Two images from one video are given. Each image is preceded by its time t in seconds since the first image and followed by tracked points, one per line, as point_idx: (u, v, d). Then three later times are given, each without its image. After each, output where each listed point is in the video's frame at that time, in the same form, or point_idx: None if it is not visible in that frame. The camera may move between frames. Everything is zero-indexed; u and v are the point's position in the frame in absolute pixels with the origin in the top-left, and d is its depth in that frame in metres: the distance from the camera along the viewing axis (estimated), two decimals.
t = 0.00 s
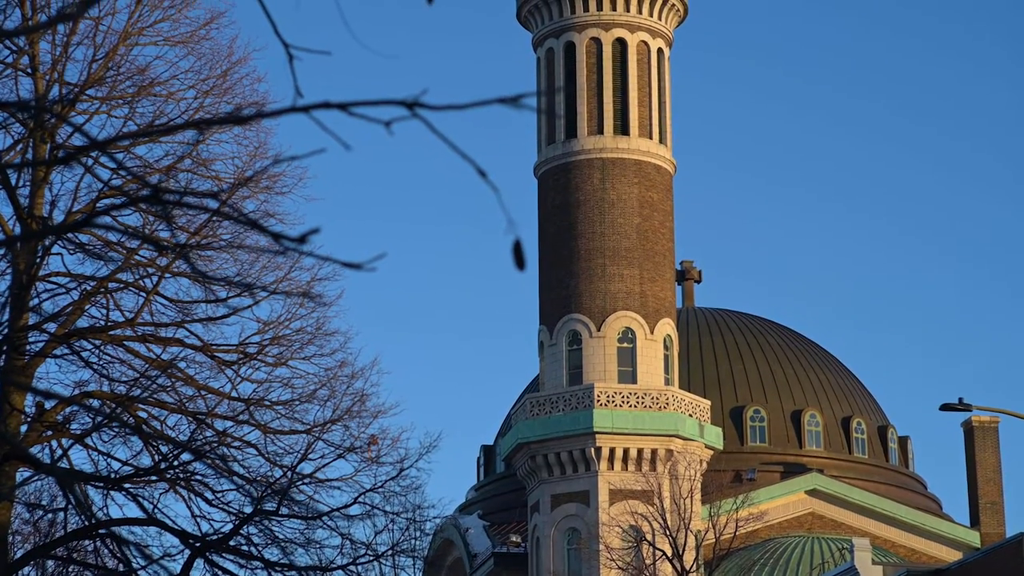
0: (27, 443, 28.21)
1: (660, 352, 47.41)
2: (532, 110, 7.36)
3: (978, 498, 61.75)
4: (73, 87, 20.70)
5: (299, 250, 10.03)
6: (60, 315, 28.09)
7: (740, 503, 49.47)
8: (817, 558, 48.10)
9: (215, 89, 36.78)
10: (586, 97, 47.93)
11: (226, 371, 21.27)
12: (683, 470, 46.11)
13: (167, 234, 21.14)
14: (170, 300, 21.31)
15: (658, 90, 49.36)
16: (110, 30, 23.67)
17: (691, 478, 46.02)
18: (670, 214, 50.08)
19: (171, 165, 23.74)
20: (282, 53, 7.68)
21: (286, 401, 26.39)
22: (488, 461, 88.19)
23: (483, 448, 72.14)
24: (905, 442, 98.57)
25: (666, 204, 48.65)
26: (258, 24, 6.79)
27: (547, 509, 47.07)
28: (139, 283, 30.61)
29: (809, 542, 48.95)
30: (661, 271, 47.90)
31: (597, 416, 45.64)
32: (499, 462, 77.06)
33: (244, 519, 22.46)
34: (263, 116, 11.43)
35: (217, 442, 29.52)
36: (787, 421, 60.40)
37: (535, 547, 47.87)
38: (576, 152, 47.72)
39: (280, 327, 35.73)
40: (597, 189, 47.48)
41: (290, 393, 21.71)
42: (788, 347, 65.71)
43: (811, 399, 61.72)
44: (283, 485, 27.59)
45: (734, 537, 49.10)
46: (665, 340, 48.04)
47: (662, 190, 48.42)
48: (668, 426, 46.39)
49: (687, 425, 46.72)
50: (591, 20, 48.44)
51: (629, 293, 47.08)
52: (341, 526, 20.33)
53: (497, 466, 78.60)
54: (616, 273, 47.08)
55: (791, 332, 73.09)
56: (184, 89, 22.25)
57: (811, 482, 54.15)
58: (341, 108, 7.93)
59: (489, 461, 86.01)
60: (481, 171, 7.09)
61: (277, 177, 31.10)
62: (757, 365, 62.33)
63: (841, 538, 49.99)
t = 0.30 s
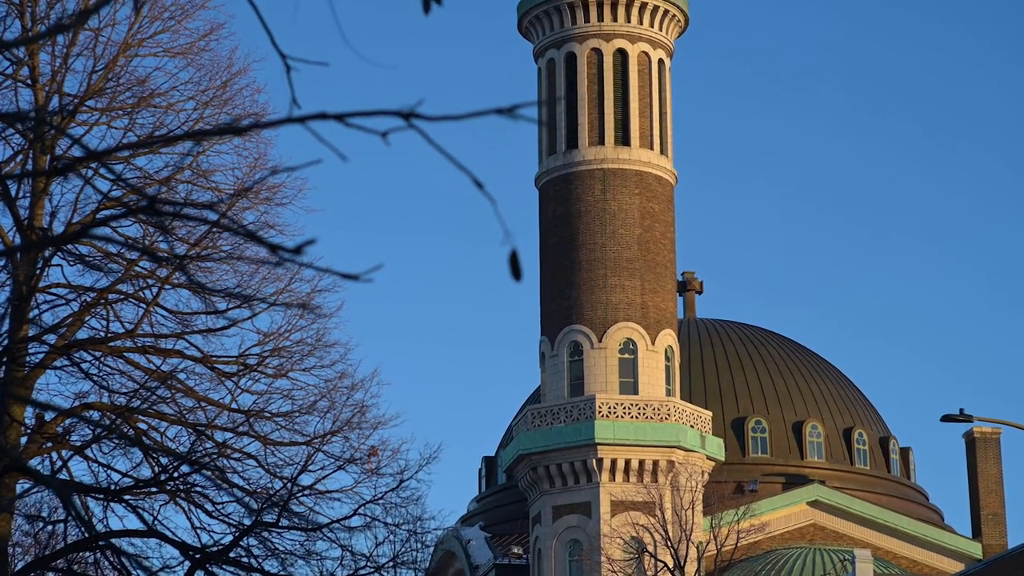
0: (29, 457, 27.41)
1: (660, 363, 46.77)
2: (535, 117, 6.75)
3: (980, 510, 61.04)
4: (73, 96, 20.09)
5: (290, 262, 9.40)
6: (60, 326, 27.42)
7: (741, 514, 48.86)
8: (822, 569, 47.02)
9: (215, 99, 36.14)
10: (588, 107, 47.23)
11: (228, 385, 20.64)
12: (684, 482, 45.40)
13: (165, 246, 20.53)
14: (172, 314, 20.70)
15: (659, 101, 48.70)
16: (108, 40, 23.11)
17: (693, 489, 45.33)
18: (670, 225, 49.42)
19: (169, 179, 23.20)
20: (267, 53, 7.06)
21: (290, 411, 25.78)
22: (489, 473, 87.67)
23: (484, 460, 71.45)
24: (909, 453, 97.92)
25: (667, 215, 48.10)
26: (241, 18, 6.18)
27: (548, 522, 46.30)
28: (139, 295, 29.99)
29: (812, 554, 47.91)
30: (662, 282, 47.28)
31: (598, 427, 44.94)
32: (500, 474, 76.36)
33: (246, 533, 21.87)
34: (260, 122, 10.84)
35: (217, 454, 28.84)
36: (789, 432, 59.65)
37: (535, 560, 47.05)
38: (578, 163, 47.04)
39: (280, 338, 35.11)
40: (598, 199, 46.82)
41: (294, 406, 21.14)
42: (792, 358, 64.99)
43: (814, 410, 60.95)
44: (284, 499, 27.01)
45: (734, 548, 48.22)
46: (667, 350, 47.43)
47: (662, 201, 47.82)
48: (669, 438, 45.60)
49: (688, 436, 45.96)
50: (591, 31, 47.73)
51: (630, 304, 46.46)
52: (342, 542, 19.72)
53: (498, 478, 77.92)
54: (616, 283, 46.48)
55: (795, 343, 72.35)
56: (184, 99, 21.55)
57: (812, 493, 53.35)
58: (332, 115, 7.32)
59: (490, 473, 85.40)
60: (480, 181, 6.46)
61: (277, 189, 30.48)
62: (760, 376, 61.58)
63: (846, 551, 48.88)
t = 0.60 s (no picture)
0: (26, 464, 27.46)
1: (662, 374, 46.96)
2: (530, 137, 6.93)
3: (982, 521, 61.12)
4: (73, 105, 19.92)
5: (285, 272, 9.56)
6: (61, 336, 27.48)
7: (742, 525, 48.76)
8: None
9: (214, 110, 36.47)
10: (589, 118, 47.44)
11: (227, 395, 20.05)
12: (685, 492, 45.63)
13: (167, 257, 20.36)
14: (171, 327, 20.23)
15: (660, 112, 48.94)
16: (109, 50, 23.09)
17: (694, 500, 45.59)
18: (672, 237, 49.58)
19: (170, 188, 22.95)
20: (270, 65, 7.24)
21: (290, 426, 25.10)
22: (490, 484, 87.74)
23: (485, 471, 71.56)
24: (908, 463, 98.10)
25: (669, 225, 48.10)
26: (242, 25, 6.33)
27: (550, 532, 46.43)
28: (138, 306, 30.21)
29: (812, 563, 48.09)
30: (663, 293, 47.49)
31: (599, 438, 45.16)
32: (501, 485, 76.45)
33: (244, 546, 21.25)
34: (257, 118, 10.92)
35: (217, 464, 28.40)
36: (790, 444, 59.73)
37: (537, 570, 47.16)
38: (579, 174, 47.26)
39: (280, 348, 35.42)
40: (599, 211, 47.05)
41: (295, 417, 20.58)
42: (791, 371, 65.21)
43: (814, 420, 61.15)
44: (284, 509, 26.48)
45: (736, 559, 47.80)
46: (668, 362, 47.53)
47: (663, 212, 47.97)
48: (670, 449, 45.82)
49: (689, 447, 46.21)
50: (592, 42, 48.00)
51: (631, 315, 46.67)
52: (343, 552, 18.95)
53: (499, 489, 78.01)
54: (618, 295, 46.70)
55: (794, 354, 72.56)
56: (184, 107, 21.31)
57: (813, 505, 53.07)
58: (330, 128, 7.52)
59: (490, 484, 85.52)
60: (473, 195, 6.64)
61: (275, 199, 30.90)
62: (760, 387, 61.66)
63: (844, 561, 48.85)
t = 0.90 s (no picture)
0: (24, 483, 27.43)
1: (663, 386, 46.92)
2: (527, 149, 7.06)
3: (983, 533, 61.05)
4: (72, 122, 20.44)
5: (288, 282, 9.75)
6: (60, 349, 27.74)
7: (743, 538, 48.02)
8: None
9: (214, 124, 36.75)
10: (590, 131, 47.58)
11: (227, 407, 20.85)
12: (686, 505, 45.55)
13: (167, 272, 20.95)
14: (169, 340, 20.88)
15: (660, 125, 49.06)
16: (108, 66, 23.60)
17: (694, 512, 45.47)
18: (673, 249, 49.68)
19: (165, 201, 23.58)
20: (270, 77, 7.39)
21: (287, 437, 26.04)
22: (491, 496, 87.83)
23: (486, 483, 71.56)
24: (910, 476, 98.10)
25: (669, 237, 48.25)
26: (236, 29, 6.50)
27: (550, 545, 46.42)
28: (138, 318, 30.42)
29: None
30: (664, 305, 47.55)
31: (600, 451, 45.02)
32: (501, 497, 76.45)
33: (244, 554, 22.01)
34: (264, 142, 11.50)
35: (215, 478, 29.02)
36: (791, 455, 59.80)
37: None
38: (580, 187, 47.37)
39: (280, 360, 35.62)
40: (599, 223, 47.13)
41: (291, 428, 21.54)
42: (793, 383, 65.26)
43: (816, 432, 61.19)
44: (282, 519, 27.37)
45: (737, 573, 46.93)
46: (668, 374, 47.54)
47: (664, 224, 48.07)
48: (671, 461, 45.68)
49: (690, 459, 46.05)
50: (593, 55, 48.14)
51: (632, 328, 46.69)
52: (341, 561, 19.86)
53: (500, 502, 78.03)
54: (619, 307, 46.76)
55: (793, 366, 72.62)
56: (182, 125, 21.98)
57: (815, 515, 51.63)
58: (329, 138, 7.67)
59: (491, 497, 85.49)
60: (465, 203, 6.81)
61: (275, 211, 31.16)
62: (760, 399, 61.71)
63: None
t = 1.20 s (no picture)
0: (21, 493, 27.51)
1: (661, 395, 46.61)
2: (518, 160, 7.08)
3: (981, 542, 60.63)
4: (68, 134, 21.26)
5: (280, 290, 9.62)
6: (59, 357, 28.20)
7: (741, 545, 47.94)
8: None
9: (210, 131, 36.87)
10: (588, 140, 47.45)
11: (222, 414, 21.74)
12: (684, 514, 45.15)
13: (163, 278, 21.76)
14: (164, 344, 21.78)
15: (658, 133, 48.94)
16: (104, 77, 24.12)
17: (692, 521, 45.09)
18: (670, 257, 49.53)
19: (160, 211, 24.25)
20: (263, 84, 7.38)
21: (281, 443, 26.62)
22: (490, 505, 87.44)
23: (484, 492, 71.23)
24: (910, 485, 97.61)
25: (667, 244, 48.07)
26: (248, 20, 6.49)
27: (549, 553, 46.03)
28: (135, 327, 30.66)
29: None
30: (662, 313, 47.30)
31: (598, 459, 44.62)
32: (500, 506, 76.11)
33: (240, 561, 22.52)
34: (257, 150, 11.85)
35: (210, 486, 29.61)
36: (789, 463, 59.42)
37: None
38: (578, 195, 47.18)
39: (275, 369, 35.62)
40: (597, 231, 46.96)
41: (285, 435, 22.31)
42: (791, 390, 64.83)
43: (814, 438, 60.91)
44: (278, 523, 27.99)
45: None
46: (667, 382, 47.18)
47: (662, 232, 47.92)
48: (669, 469, 45.24)
49: (688, 467, 45.62)
50: (591, 63, 48.03)
51: (630, 336, 46.43)
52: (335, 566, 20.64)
53: (499, 511, 77.71)
54: (617, 315, 46.50)
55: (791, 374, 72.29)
56: (177, 136, 22.82)
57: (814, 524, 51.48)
58: (321, 146, 7.61)
59: (490, 506, 85.15)
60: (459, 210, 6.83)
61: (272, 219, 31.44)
62: (758, 407, 61.29)
63: None
